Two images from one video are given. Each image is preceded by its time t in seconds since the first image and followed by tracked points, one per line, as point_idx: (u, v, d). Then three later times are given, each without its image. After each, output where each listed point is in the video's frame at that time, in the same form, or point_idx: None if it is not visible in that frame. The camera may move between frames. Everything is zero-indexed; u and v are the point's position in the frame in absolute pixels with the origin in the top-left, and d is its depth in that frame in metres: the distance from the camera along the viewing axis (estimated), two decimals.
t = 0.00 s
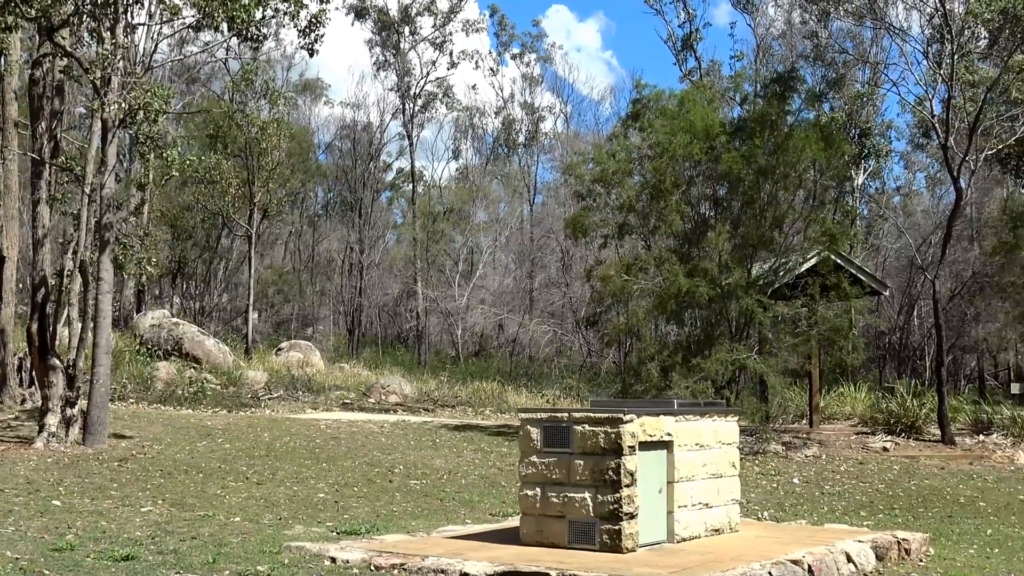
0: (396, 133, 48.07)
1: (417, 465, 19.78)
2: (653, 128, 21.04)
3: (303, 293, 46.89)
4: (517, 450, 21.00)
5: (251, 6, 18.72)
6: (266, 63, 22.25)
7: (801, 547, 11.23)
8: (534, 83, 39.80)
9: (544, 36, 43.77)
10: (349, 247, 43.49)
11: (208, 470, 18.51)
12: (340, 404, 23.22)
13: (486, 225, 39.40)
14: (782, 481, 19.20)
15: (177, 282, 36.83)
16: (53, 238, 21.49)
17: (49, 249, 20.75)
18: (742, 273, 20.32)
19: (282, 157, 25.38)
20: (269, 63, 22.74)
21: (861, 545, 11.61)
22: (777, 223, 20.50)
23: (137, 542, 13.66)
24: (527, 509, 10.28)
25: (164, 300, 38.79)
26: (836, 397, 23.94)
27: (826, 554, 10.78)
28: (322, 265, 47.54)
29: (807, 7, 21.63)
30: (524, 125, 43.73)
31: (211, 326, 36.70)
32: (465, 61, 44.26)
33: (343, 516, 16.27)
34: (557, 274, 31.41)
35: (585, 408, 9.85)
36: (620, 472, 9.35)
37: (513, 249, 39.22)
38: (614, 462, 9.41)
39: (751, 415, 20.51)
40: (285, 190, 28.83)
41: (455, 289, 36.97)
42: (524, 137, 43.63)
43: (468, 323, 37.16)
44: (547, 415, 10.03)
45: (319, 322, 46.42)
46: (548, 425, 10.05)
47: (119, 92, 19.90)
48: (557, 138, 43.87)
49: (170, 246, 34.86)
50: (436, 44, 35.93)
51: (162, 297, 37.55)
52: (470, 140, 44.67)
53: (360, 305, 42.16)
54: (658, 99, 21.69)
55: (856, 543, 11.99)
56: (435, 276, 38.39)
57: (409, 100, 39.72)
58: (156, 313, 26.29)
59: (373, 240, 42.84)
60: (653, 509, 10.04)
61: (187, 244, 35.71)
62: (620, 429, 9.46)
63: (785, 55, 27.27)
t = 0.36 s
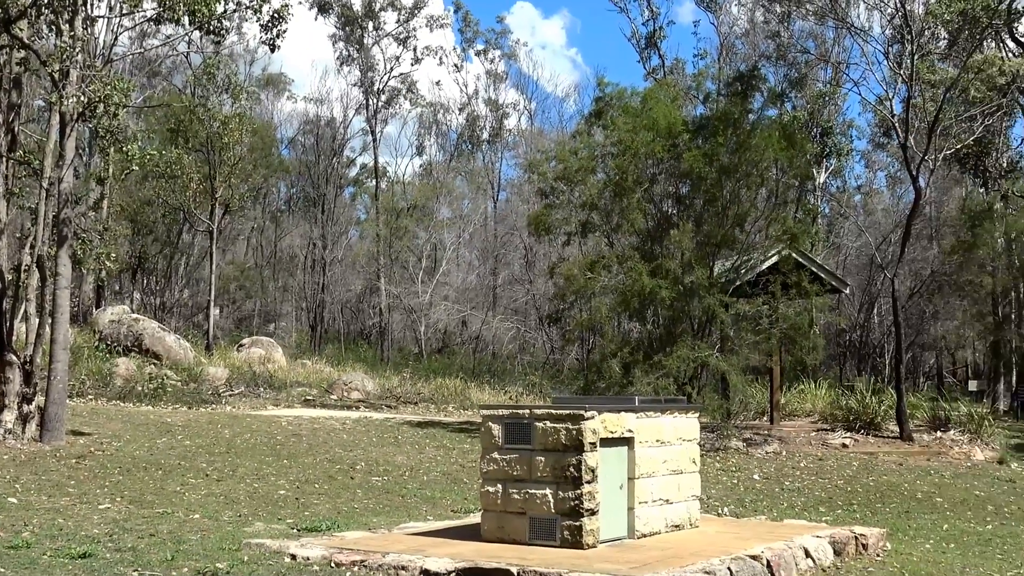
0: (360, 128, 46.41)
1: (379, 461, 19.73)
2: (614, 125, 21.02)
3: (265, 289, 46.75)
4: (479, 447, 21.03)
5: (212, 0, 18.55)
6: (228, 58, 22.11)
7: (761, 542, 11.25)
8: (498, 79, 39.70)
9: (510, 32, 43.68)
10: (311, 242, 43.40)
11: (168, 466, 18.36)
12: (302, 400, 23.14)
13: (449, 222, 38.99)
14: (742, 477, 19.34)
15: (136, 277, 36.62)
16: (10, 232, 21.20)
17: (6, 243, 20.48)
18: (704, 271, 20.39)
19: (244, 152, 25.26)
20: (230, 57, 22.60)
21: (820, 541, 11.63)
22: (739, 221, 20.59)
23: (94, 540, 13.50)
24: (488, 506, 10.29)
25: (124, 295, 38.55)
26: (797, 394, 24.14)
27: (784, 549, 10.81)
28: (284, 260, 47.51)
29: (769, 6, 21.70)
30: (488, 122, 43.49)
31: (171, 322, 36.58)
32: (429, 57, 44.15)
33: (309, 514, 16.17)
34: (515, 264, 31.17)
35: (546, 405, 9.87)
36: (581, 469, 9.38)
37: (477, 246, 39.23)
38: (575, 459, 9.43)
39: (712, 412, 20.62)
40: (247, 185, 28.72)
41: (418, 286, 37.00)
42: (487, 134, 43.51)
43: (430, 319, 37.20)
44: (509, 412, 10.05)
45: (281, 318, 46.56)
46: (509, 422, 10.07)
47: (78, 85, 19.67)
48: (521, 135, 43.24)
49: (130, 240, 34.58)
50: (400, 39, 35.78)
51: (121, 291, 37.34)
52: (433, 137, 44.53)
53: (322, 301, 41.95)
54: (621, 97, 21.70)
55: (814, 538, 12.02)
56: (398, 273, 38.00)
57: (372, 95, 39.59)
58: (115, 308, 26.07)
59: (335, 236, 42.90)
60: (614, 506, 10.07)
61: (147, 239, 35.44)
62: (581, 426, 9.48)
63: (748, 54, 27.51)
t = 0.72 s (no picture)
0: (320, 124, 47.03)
1: (339, 458, 19.64)
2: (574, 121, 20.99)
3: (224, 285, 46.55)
4: (440, 443, 21.02)
5: None
6: (185, 52, 21.93)
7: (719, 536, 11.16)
8: (460, 74, 39.58)
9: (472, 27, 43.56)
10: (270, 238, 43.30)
11: (124, 464, 18.13)
12: (261, 397, 23.03)
13: (411, 217, 38.71)
14: (701, 471, 19.38)
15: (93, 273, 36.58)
16: None
17: None
18: (664, 266, 20.43)
19: (204, 146, 25.12)
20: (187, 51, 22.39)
21: (776, 534, 11.56)
22: (699, 217, 20.69)
23: (50, 539, 13.31)
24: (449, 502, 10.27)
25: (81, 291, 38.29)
26: (757, 389, 24.39)
27: (743, 542, 10.63)
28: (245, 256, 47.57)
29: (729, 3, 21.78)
30: (449, 117, 43.46)
31: (128, 318, 36.51)
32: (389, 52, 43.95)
33: (264, 515, 15.82)
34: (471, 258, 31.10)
35: (507, 400, 9.85)
36: (541, 464, 9.37)
37: (439, 242, 39.22)
38: (535, 454, 9.42)
39: (673, 407, 20.67)
40: (206, 180, 28.58)
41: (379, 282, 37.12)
42: (449, 129, 43.50)
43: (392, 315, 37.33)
44: (469, 407, 10.03)
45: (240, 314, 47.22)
46: (469, 418, 10.05)
47: (33, 78, 19.35)
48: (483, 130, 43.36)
49: (87, 237, 34.19)
50: (361, 33, 35.59)
51: (77, 288, 37.20)
52: (394, 132, 44.47)
53: (282, 297, 40.93)
54: (582, 92, 21.70)
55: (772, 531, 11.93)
56: (359, 269, 37.92)
57: (333, 90, 39.44)
58: (72, 304, 25.79)
59: (295, 231, 42.04)
60: (575, 501, 10.06)
61: (105, 235, 35.09)
62: (541, 421, 9.47)
63: (709, 50, 27.76)
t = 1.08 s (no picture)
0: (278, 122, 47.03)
1: (298, 458, 19.49)
2: (533, 119, 20.99)
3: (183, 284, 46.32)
4: (400, 442, 20.99)
5: None
6: (135, 48, 21.81)
7: (678, 532, 11.00)
8: (420, 71, 39.40)
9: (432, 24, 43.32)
10: (230, 236, 43.25)
11: (81, 466, 17.80)
12: (220, 396, 22.92)
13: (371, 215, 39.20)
14: (661, 468, 19.25)
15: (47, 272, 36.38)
16: None
17: None
18: (623, 264, 20.47)
19: (159, 144, 25.24)
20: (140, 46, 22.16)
21: (736, 529, 11.33)
22: (658, 215, 20.78)
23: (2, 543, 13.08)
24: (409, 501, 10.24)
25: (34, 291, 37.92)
26: (717, 386, 24.62)
27: (702, 538, 10.44)
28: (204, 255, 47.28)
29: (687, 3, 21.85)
30: (408, 115, 43.05)
31: (83, 318, 36.52)
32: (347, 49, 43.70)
33: (220, 514, 15.55)
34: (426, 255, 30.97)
35: (466, 399, 9.84)
36: (502, 462, 9.38)
37: (399, 240, 39.24)
38: (495, 453, 9.42)
39: (633, 404, 20.73)
40: (162, 179, 28.49)
41: (339, 280, 37.17)
42: (409, 127, 43.02)
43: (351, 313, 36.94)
44: (428, 406, 10.01)
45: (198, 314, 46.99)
46: (429, 416, 10.03)
47: None
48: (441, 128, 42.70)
49: (40, 235, 34.08)
50: (319, 30, 35.37)
51: (31, 287, 36.83)
52: (354, 129, 44.35)
53: (242, 296, 41.22)
54: (541, 91, 21.72)
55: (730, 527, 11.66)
56: (318, 267, 38.24)
57: (291, 87, 39.24)
58: (27, 304, 25.49)
59: (253, 229, 42.32)
60: (535, 499, 10.06)
61: (59, 233, 34.87)
62: (502, 420, 9.47)
63: (667, 49, 27.98)
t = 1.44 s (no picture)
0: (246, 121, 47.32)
1: (265, 459, 19.34)
2: (502, 120, 20.98)
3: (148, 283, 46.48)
4: (368, 443, 20.97)
5: None
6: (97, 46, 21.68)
7: (647, 531, 10.70)
8: (388, 71, 39.26)
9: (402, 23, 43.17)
10: (196, 236, 43.39)
11: (45, 468, 17.48)
12: (187, 397, 22.85)
13: (339, 215, 39.34)
14: (630, 468, 18.83)
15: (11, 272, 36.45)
16: None
17: None
18: (592, 264, 20.48)
19: (124, 142, 25.80)
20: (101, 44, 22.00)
21: (703, 527, 10.90)
22: (627, 215, 20.82)
23: None
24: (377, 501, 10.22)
25: None
26: (686, 385, 24.83)
27: (670, 537, 10.18)
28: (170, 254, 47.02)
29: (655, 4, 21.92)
30: (377, 115, 42.69)
31: (49, 318, 36.56)
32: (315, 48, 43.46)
33: (183, 516, 15.25)
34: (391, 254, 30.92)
35: (435, 399, 9.81)
36: (470, 463, 9.36)
37: (367, 240, 39.89)
38: (463, 453, 9.40)
39: (602, 405, 20.74)
40: (127, 178, 28.54)
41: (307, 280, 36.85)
42: (377, 127, 42.81)
43: (320, 313, 37.25)
44: (396, 407, 9.98)
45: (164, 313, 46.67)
46: (397, 417, 10.01)
47: None
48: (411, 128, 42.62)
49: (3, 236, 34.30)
50: (286, 29, 35.17)
51: None
52: (322, 129, 44.14)
53: (208, 297, 40.98)
54: (509, 91, 21.72)
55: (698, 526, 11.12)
56: (286, 267, 37.64)
57: (258, 86, 39.05)
58: None
59: (220, 229, 42.16)
60: (504, 499, 10.03)
61: (22, 234, 35.05)
62: (470, 420, 9.45)
63: (636, 50, 28.12)
